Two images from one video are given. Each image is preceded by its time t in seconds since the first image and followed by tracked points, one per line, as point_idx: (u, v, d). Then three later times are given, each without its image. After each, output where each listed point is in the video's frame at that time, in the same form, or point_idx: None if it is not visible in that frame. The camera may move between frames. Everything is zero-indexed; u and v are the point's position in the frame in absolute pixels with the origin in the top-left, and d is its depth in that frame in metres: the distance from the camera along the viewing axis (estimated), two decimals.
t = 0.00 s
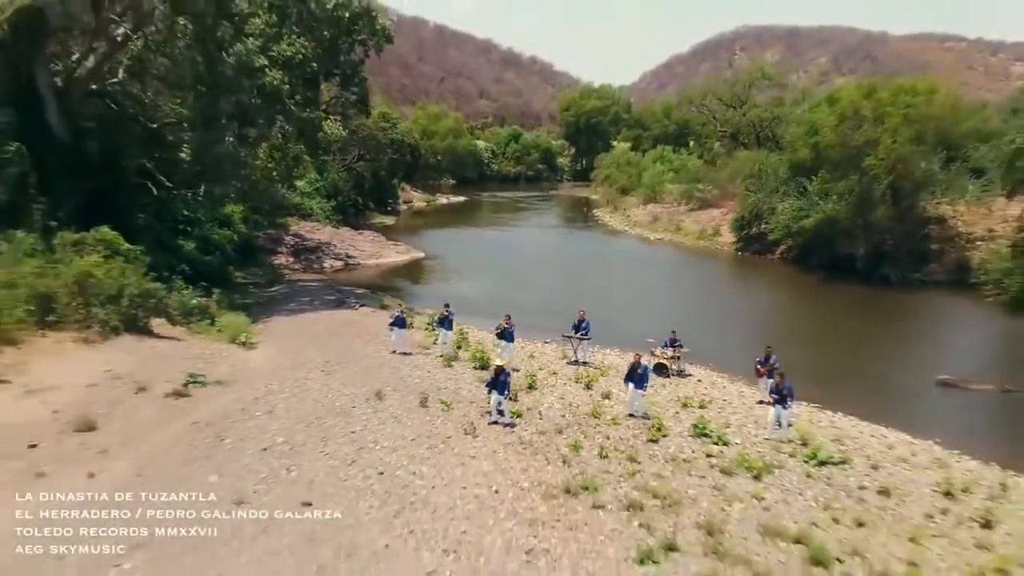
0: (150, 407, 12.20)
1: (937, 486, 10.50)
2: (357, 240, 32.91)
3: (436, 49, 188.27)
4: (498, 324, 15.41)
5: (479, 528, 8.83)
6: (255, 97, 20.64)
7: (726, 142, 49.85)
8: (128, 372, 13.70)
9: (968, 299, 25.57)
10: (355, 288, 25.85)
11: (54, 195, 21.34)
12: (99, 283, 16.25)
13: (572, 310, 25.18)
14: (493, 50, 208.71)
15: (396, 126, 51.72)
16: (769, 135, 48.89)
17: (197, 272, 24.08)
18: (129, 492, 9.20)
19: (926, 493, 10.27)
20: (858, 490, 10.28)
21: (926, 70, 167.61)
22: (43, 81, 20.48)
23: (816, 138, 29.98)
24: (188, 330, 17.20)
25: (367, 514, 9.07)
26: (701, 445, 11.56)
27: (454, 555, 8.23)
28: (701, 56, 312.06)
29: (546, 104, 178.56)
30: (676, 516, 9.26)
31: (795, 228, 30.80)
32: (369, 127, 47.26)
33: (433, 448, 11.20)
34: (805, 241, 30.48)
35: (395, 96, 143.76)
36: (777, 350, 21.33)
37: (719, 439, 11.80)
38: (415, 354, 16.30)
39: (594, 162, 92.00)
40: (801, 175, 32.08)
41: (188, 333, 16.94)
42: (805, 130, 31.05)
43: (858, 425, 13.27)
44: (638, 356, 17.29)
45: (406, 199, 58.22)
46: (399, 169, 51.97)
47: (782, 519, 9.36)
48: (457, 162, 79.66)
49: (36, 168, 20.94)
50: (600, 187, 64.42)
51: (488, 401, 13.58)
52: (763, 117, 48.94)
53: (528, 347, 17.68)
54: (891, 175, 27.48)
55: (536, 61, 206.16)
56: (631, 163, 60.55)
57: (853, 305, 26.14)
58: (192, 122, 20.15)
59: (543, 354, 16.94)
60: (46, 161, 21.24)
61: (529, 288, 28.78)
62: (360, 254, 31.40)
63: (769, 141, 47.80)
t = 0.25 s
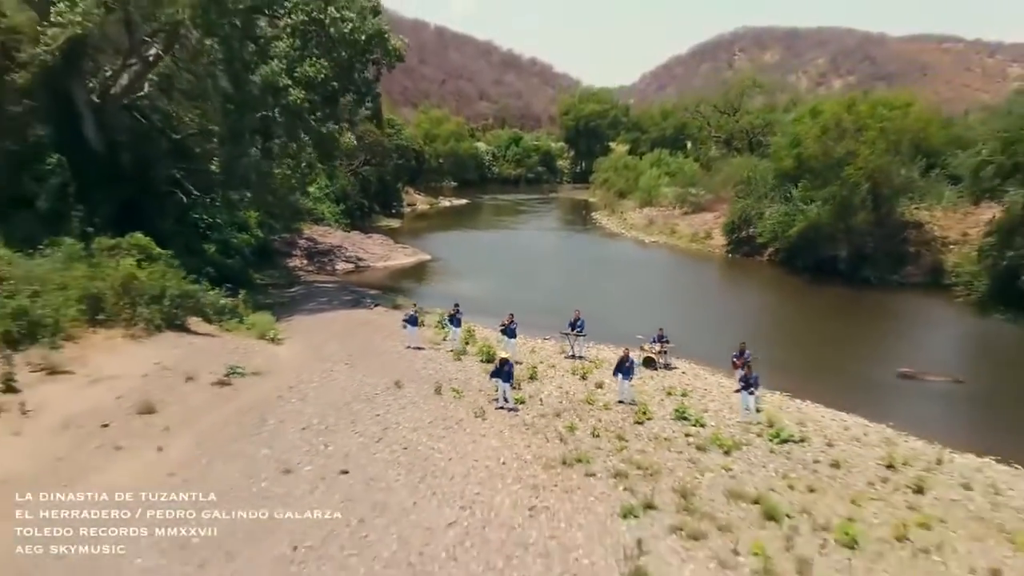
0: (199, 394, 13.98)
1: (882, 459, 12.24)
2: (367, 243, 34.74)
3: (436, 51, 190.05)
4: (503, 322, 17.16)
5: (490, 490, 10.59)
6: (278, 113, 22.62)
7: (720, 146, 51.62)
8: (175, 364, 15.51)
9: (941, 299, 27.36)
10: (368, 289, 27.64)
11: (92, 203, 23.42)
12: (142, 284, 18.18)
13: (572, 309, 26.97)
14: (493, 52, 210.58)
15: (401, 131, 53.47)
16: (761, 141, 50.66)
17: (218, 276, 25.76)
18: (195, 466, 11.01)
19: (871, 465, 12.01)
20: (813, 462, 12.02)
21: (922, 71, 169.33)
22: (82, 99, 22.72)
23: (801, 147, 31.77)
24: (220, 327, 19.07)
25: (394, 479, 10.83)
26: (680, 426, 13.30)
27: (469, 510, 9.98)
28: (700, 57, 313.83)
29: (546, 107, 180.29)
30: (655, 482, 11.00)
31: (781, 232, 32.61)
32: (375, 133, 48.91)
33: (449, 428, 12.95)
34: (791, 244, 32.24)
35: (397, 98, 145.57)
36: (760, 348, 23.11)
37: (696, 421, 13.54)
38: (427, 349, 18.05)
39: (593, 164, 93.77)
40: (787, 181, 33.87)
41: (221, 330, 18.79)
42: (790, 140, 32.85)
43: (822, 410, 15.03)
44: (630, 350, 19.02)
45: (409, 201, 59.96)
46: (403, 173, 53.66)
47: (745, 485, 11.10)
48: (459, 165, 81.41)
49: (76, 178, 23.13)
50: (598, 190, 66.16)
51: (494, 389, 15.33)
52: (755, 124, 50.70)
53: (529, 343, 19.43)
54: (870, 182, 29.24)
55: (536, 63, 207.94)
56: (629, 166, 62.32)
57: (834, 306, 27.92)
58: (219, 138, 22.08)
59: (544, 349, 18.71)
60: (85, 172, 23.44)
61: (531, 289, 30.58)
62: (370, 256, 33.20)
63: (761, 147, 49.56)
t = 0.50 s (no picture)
0: (237, 385, 15.75)
1: (839, 440, 14.01)
2: (376, 247, 36.59)
3: (437, 54, 191.81)
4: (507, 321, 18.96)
5: (498, 464, 12.36)
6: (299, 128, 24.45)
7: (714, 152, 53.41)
8: (213, 358, 17.29)
9: (917, 298, 29.15)
10: (379, 291, 29.45)
11: (125, 211, 25.43)
12: (179, 288, 20.27)
13: (570, 309, 28.78)
14: (494, 54, 212.36)
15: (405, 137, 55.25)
16: (754, 148, 52.49)
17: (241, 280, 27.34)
18: (243, 445, 12.79)
19: (829, 446, 13.78)
20: (778, 443, 13.79)
21: (918, 74, 171.04)
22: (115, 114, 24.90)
23: (787, 156, 33.56)
24: (246, 325, 20.97)
25: (415, 456, 12.60)
26: (664, 412, 15.06)
27: (481, 480, 11.76)
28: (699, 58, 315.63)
29: (546, 109, 182.06)
30: (640, 459, 12.76)
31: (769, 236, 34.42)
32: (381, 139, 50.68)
33: (460, 414, 14.73)
34: (778, 248, 34.04)
35: (399, 101, 147.38)
36: (743, 346, 24.89)
37: (679, 409, 15.30)
38: (437, 346, 19.81)
39: (592, 167, 95.55)
40: (775, 189, 35.66)
41: (248, 328, 20.65)
42: (777, 149, 34.65)
43: (793, 400, 16.81)
44: (622, 347, 20.80)
45: (413, 204, 61.76)
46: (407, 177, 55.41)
47: (717, 461, 12.86)
48: (461, 168, 83.16)
49: (112, 186, 25.21)
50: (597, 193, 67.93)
51: (499, 381, 17.08)
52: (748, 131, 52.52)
53: (530, 340, 21.21)
54: (851, 190, 31.04)
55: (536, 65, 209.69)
56: (627, 170, 64.08)
57: (816, 306, 29.66)
58: (245, 153, 24.19)
59: (544, 345, 20.50)
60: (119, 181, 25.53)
61: (531, 290, 32.41)
62: (379, 259, 35.03)
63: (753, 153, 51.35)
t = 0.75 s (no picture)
0: (268, 380, 17.54)
1: (806, 429, 15.77)
2: (384, 252, 38.41)
3: (438, 57, 193.61)
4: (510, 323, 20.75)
5: (503, 448, 14.14)
6: (316, 142, 26.23)
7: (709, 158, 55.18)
8: (243, 356, 19.04)
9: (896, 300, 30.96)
10: (389, 294, 31.26)
11: (153, 218, 27.21)
12: (210, 293, 22.32)
13: (569, 311, 30.59)
14: (494, 57, 214.14)
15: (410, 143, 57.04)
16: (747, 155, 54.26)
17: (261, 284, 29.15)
18: (278, 431, 14.61)
19: (796, 433, 15.56)
20: (751, 430, 15.57)
21: (917, 75, 172.33)
22: (144, 129, 26.78)
23: (775, 166, 35.33)
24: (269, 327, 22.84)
25: (430, 440, 14.40)
26: (651, 404, 16.86)
27: (489, 461, 13.51)
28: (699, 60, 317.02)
29: (546, 111, 183.80)
30: (628, 444, 14.54)
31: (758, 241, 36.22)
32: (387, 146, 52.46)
33: (469, 406, 16.50)
34: (766, 252, 35.81)
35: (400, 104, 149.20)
36: (732, 347, 26.68)
37: (664, 401, 17.09)
38: (446, 345, 21.58)
39: (592, 170, 97.21)
40: (765, 196, 37.42)
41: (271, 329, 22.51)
42: (766, 158, 36.43)
43: (769, 394, 18.60)
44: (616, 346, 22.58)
45: (417, 208, 63.55)
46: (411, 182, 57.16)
47: (695, 446, 14.63)
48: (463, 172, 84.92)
49: (141, 195, 27.07)
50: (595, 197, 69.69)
51: (503, 377, 18.87)
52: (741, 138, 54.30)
53: (531, 340, 22.99)
54: (834, 198, 32.81)
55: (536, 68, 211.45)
56: (624, 175, 65.85)
57: (803, 308, 31.40)
58: (268, 167, 26.16)
59: (544, 345, 22.29)
60: (147, 189, 27.42)
61: (532, 292, 34.20)
62: (387, 264, 36.85)
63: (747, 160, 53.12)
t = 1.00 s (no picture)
0: (293, 377, 19.38)
1: (779, 420, 17.59)
2: (392, 256, 40.30)
3: (439, 60, 195.55)
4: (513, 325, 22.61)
5: (508, 437, 15.97)
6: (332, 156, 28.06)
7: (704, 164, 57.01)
8: (269, 356, 20.85)
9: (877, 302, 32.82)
10: (399, 296, 33.09)
11: (177, 227, 29.22)
12: (236, 297, 24.36)
13: (568, 312, 32.45)
14: (494, 60, 216.05)
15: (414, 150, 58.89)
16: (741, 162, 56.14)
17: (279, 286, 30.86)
18: (308, 421, 16.44)
19: (769, 424, 17.38)
20: (729, 421, 17.39)
21: (914, 77, 173.90)
22: (169, 142, 28.55)
23: (763, 175, 37.18)
24: (290, 330, 24.84)
25: (442, 430, 16.22)
26: (640, 399, 18.69)
27: (495, 448, 15.33)
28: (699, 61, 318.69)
29: (546, 114, 185.69)
30: (618, 433, 16.38)
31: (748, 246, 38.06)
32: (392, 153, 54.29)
33: (477, 400, 18.32)
34: (756, 257, 37.65)
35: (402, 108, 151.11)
36: (719, 346, 28.57)
37: (652, 396, 18.92)
38: (454, 346, 23.41)
39: (591, 173, 99.00)
40: (754, 204, 39.27)
41: (291, 332, 24.39)
42: (755, 168, 38.29)
43: (749, 390, 20.44)
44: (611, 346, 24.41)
45: (420, 212, 65.41)
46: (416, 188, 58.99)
47: (678, 435, 16.46)
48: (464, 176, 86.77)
49: (166, 205, 29.00)
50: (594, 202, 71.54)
51: (507, 375, 20.71)
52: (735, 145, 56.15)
53: (532, 341, 24.84)
54: (819, 206, 34.65)
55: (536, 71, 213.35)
56: (622, 180, 67.70)
57: (789, 310, 33.27)
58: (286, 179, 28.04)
59: (545, 345, 24.14)
60: (172, 201, 29.40)
61: (533, 295, 36.08)
62: (395, 268, 38.73)
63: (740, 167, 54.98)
